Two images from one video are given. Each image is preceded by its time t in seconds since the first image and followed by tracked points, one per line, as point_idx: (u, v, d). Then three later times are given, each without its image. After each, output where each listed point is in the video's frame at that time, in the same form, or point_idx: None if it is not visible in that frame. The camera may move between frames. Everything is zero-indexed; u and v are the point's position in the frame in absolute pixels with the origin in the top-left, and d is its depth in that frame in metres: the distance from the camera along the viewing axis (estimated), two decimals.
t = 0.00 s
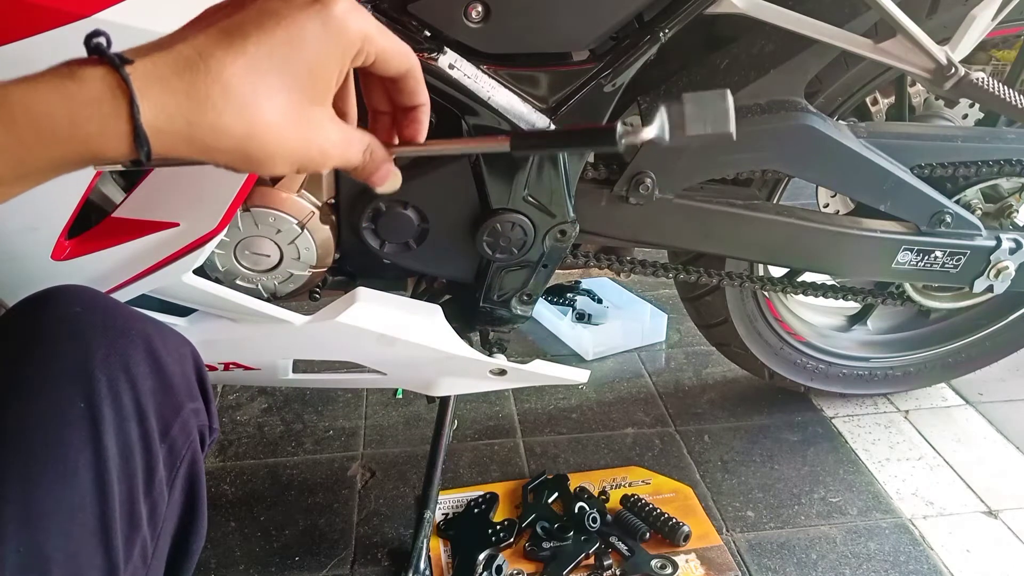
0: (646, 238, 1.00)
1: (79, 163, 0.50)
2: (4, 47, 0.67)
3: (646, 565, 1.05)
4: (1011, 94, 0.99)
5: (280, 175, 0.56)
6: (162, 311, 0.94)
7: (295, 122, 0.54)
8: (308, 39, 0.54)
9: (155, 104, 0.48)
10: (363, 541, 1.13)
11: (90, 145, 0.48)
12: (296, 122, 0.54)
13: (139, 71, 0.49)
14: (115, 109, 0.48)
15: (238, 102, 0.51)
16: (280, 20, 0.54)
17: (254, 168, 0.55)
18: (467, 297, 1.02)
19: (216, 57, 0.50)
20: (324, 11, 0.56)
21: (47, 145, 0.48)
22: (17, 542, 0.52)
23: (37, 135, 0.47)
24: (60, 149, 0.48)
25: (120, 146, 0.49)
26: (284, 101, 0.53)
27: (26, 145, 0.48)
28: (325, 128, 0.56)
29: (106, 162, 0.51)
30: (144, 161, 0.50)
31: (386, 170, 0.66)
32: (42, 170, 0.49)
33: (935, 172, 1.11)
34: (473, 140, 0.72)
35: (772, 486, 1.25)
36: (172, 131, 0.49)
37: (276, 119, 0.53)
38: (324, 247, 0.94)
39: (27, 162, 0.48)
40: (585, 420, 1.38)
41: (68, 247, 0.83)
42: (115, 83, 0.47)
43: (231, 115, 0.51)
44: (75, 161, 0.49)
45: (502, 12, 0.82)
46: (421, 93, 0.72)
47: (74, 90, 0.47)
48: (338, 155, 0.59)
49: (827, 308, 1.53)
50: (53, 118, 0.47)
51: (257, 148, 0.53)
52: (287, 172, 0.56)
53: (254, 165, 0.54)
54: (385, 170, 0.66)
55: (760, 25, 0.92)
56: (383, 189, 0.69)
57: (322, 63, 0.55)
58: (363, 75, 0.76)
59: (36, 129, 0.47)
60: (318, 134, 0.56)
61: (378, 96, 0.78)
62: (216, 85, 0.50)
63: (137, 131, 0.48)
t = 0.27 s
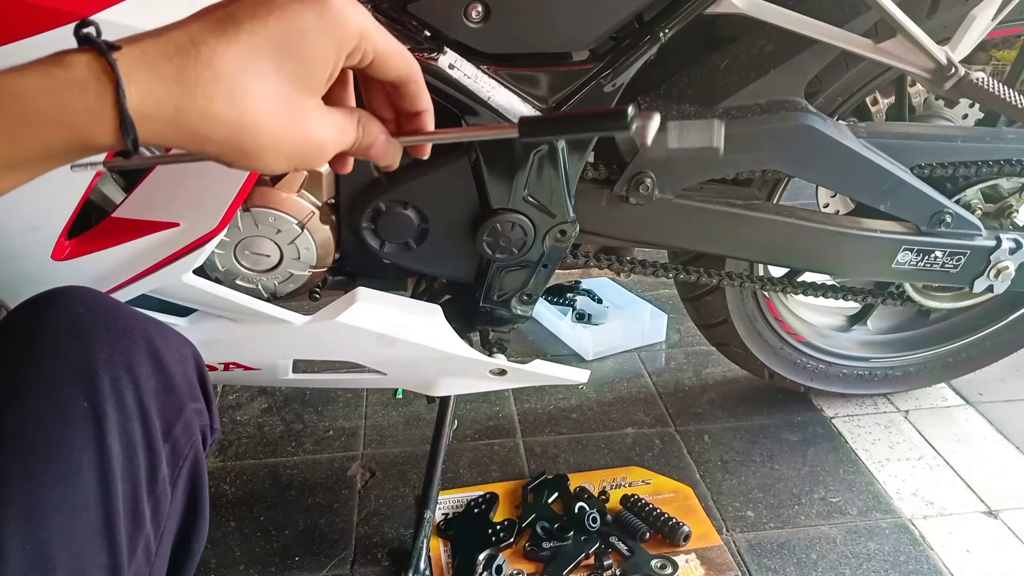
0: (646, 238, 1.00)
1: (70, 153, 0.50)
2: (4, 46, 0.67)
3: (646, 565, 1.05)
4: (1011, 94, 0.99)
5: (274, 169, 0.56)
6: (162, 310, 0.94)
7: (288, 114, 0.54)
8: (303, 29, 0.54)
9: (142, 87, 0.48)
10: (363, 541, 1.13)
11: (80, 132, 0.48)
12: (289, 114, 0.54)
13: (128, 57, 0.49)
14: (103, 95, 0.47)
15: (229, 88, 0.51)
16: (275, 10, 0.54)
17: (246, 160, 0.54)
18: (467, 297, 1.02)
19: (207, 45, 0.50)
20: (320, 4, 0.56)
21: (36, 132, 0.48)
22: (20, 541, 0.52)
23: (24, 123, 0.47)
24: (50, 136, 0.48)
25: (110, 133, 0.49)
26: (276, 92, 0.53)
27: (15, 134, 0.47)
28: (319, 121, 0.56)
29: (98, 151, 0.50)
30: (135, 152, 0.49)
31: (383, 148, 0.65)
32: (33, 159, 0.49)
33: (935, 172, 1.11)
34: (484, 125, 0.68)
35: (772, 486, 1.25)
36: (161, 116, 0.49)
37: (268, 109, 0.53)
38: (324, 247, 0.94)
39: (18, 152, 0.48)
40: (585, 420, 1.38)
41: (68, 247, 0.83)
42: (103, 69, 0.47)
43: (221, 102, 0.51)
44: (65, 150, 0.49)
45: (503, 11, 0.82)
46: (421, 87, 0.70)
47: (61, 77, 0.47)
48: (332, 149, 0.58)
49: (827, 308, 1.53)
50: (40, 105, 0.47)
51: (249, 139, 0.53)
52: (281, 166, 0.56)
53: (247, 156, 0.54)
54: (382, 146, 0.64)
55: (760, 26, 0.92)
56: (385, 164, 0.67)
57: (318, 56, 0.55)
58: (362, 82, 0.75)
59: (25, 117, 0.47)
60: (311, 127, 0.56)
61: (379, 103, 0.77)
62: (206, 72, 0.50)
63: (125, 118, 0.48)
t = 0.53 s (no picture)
0: (646, 238, 1.00)
1: (81, 159, 0.51)
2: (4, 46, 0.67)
3: (647, 565, 1.05)
4: (1011, 94, 0.99)
5: (286, 177, 0.56)
6: (162, 310, 0.94)
7: (299, 122, 0.53)
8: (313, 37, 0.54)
9: (151, 93, 0.49)
10: (363, 541, 1.13)
11: (88, 138, 0.49)
12: (300, 122, 0.53)
13: (138, 64, 0.49)
14: (110, 103, 0.48)
15: (238, 95, 0.50)
16: (287, 19, 0.54)
17: (257, 167, 0.54)
18: (467, 297, 1.02)
19: (218, 52, 0.50)
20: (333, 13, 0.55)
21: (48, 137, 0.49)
22: (18, 540, 0.52)
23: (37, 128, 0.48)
24: (60, 142, 0.49)
25: (117, 140, 0.49)
26: (287, 99, 0.52)
27: (29, 138, 0.49)
28: (331, 129, 0.55)
29: (109, 158, 0.51)
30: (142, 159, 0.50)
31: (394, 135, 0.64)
32: (47, 163, 0.50)
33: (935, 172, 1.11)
34: (497, 117, 0.63)
35: (772, 486, 1.25)
36: (169, 122, 0.49)
37: (277, 116, 0.52)
38: (324, 247, 0.94)
39: (32, 156, 0.50)
40: (585, 420, 1.38)
41: (68, 247, 0.83)
42: (111, 76, 0.48)
43: (230, 109, 0.50)
44: (75, 156, 0.50)
45: (503, 11, 0.82)
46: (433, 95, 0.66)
47: (71, 84, 0.48)
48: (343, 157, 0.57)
49: (827, 308, 1.53)
50: (50, 110, 0.48)
51: (259, 146, 0.52)
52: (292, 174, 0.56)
53: (257, 163, 0.53)
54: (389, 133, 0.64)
55: (760, 26, 0.92)
56: (394, 150, 0.66)
57: (330, 65, 0.55)
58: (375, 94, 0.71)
59: (36, 122, 0.48)
60: (323, 135, 0.55)
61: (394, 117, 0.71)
62: (216, 80, 0.50)
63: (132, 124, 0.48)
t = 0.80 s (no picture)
0: (646, 238, 1.00)
1: (91, 178, 0.50)
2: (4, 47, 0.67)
3: (646, 565, 1.05)
4: (1011, 94, 0.99)
5: (298, 196, 0.56)
6: (162, 310, 0.94)
7: (311, 139, 0.53)
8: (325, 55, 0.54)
9: (162, 111, 0.49)
10: (363, 541, 1.13)
11: (99, 158, 0.49)
12: (312, 139, 0.53)
13: (150, 82, 0.49)
14: (123, 122, 0.48)
15: (251, 113, 0.50)
16: (298, 37, 0.54)
17: (268, 185, 0.54)
18: (467, 297, 1.02)
19: (230, 71, 0.51)
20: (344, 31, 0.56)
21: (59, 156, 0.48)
22: (18, 539, 0.52)
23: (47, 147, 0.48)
24: (70, 162, 0.49)
25: (127, 158, 0.49)
26: (299, 117, 0.53)
27: (40, 158, 0.48)
28: (343, 147, 0.55)
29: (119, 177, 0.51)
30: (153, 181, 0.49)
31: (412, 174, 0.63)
32: (56, 183, 0.50)
33: (934, 172, 1.12)
34: (509, 138, 0.61)
35: (772, 486, 1.25)
36: (181, 140, 0.49)
37: (290, 134, 0.52)
38: (324, 247, 0.94)
39: (40, 176, 0.49)
40: (585, 420, 1.38)
41: (68, 247, 0.83)
42: (124, 95, 0.48)
43: (242, 127, 0.50)
44: (85, 175, 0.50)
45: (502, 12, 0.82)
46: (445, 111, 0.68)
47: (83, 103, 0.48)
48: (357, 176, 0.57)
49: (827, 309, 1.53)
50: (62, 130, 0.48)
51: (271, 164, 0.52)
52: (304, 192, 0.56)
53: (268, 181, 0.53)
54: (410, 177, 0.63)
55: (759, 26, 0.92)
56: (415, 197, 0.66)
57: (341, 82, 0.55)
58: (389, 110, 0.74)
59: (47, 141, 0.48)
60: (335, 152, 0.55)
61: (406, 131, 0.74)
62: (228, 97, 0.50)
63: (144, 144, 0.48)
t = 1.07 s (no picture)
0: (646, 238, 1.00)
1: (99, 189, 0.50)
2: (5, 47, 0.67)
3: (646, 565, 1.05)
4: (1011, 94, 0.99)
5: (308, 205, 0.56)
6: (162, 310, 0.94)
7: (320, 149, 0.54)
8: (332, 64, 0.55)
9: (171, 123, 0.49)
10: (363, 542, 1.13)
11: (106, 168, 0.48)
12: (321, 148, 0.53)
13: (157, 93, 0.49)
14: (129, 131, 0.48)
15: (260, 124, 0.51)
16: (305, 46, 0.54)
17: (278, 195, 0.54)
18: (467, 297, 1.02)
19: (238, 81, 0.51)
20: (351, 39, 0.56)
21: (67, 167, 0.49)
22: (15, 538, 0.52)
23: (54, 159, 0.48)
24: (78, 173, 0.49)
25: (136, 170, 0.49)
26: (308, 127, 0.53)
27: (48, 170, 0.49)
28: (353, 156, 0.56)
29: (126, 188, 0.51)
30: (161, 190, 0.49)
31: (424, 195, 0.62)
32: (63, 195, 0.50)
33: (934, 172, 1.12)
34: (504, 150, 0.59)
35: (772, 486, 1.25)
36: (191, 151, 0.49)
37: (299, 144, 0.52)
38: (324, 247, 0.94)
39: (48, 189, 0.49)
40: (585, 420, 1.38)
41: (68, 247, 0.83)
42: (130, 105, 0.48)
43: (252, 138, 0.51)
44: (92, 187, 0.50)
45: (502, 12, 0.82)
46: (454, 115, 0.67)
47: (89, 113, 0.48)
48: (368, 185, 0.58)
49: (827, 308, 1.53)
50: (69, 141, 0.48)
51: (280, 173, 0.52)
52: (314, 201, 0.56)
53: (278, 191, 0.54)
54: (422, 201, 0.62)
55: (759, 26, 0.92)
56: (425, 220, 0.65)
57: (349, 90, 0.55)
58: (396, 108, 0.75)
59: (54, 153, 0.48)
60: (345, 161, 0.55)
61: (412, 128, 0.76)
62: (235, 108, 0.50)
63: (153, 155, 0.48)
